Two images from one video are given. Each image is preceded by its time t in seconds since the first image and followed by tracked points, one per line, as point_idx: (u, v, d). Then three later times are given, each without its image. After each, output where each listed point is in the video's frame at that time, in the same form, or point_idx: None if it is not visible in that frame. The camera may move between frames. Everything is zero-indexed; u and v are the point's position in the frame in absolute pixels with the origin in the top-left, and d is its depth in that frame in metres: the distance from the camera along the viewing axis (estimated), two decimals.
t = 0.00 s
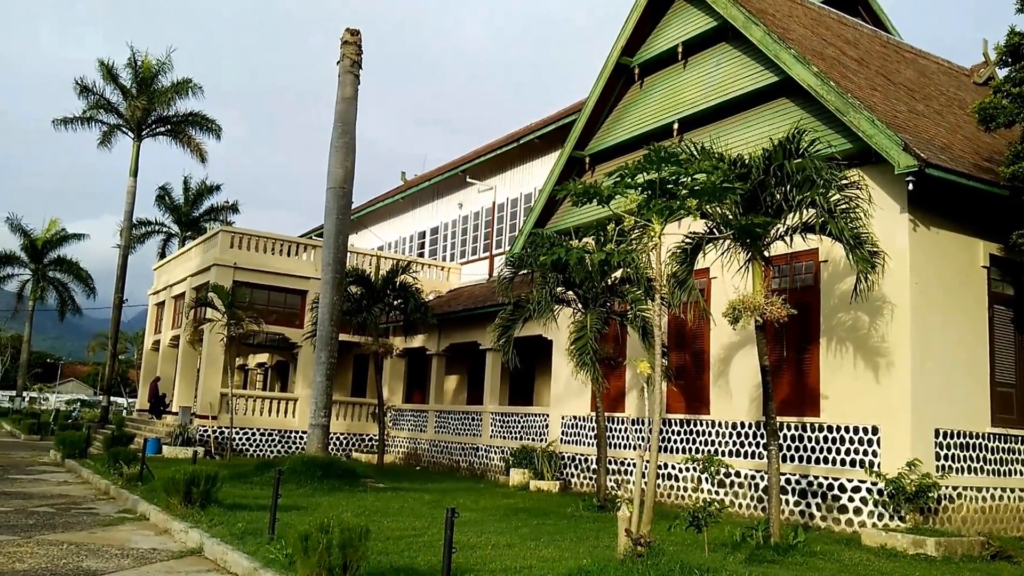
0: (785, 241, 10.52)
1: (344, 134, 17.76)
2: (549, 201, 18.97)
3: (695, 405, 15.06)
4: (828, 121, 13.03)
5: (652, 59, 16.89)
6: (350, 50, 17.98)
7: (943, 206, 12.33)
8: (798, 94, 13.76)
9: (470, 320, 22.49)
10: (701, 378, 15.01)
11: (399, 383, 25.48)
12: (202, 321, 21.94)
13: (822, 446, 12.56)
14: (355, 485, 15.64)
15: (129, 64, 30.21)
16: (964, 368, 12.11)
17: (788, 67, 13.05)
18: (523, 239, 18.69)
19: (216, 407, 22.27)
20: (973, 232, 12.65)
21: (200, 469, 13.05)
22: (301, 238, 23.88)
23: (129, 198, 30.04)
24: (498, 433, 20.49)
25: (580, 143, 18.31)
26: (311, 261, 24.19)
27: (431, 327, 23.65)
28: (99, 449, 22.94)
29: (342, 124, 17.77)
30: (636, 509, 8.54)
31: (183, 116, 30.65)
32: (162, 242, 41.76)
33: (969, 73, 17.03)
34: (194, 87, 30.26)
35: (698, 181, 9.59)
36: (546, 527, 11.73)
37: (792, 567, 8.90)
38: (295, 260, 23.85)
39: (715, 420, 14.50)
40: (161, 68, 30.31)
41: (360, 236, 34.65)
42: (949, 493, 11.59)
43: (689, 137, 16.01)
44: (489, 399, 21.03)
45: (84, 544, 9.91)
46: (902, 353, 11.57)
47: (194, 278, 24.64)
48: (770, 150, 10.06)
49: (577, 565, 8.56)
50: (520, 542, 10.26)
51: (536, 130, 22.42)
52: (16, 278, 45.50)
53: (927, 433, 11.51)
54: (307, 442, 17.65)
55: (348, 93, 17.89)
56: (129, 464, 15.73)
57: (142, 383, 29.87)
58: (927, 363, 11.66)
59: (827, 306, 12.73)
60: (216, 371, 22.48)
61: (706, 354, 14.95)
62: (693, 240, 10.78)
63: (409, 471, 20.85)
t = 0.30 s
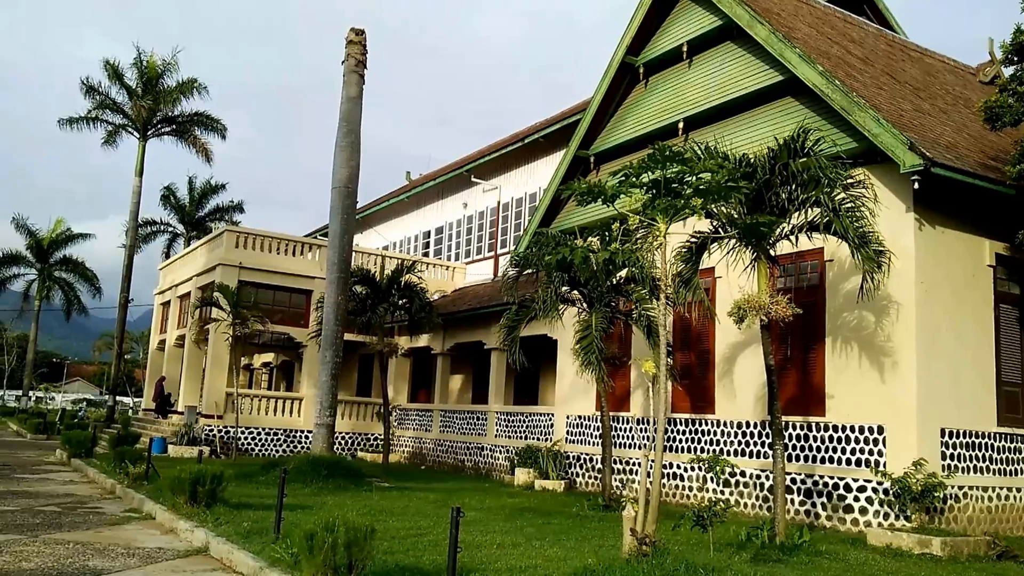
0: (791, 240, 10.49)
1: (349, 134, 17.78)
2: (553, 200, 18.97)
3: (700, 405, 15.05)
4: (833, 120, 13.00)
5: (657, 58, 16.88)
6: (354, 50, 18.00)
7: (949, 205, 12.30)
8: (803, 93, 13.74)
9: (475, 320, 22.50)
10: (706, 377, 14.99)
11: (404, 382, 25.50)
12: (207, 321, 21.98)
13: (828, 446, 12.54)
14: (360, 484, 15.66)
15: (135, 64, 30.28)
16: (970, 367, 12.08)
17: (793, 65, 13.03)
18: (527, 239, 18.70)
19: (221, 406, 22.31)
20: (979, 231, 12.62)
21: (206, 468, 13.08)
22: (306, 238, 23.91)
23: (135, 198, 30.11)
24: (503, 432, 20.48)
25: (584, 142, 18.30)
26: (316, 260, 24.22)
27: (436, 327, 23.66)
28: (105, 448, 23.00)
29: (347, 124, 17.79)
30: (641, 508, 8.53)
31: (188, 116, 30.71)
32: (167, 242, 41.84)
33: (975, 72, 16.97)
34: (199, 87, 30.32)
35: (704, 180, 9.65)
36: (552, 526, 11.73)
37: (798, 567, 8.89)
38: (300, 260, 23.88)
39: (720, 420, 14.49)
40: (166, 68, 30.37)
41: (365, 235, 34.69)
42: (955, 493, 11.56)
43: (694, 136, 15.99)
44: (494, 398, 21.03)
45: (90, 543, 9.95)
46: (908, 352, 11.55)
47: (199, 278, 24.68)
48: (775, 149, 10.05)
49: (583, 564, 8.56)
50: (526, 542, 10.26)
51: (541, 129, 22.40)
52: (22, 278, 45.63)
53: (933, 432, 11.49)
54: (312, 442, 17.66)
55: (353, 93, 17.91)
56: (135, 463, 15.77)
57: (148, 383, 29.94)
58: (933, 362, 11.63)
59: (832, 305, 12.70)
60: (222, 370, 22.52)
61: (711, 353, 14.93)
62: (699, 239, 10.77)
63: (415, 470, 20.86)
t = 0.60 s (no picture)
0: (796, 239, 10.46)
1: (354, 133, 17.80)
2: (558, 200, 18.97)
3: (705, 404, 15.03)
4: (839, 118, 12.98)
5: (662, 57, 16.88)
6: (359, 50, 18.02)
7: (955, 204, 12.28)
8: (809, 91, 13.71)
9: (479, 319, 22.51)
10: (711, 376, 14.98)
11: (409, 381, 25.52)
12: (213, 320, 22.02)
13: (833, 445, 12.52)
14: (365, 483, 15.68)
15: (140, 64, 30.35)
16: (975, 366, 12.05)
17: (798, 64, 13.01)
18: (532, 238, 18.70)
19: (226, 406, 22.35)
20: (985, 230, 12.59)
21: (211, 467, 13.10)
22: (311, 237, 23.94)
23: (140, 197, 30.19)
24: (508, 431, 20.48)
25: (589, 141, 18.29)
26: (321, 260, 24.26)
27: (441, 326, 23.69)
28: (111, 447, 23.07)
29: (351, 123, 17.81)
30: (646, 507, 8.52)
31: (193, 116, 30.78)
32: (173, 242, 41.92)
33: (981, 71, 16.93)
34: (204, 86, 30.37)
35: (708, 178, 9.64)
36: (557, 525, 11.73)
37: (803, 567, 8.87)
38: (305, 260, 23.92)
39: (725, 419, 14.47)
40: (171, 68, 30.44)
41: (370, 235, 34.72)
42: (961, 492, 11.53)
43: (699, 135, 15.98)
44: (499, 397, 21.04)
45: (96, 542, 9.98)
46: (913, 351, 11.53)
47: (205, 277, 24.74)
48: (780, 148, 10.04)
49: (587, 563, 8.56)
50: (531, 540, 10.28)
51: (546, 128, 22.38)
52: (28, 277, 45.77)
53: (938, 432, 11.46)
54: (317, 441, 17.67)
55: (357, 93, 17.93)
56: (141, 462, 15.82)
57: (154, 382, 30.03)
58: (938, 361, 11.61)
59: (838, 304, 12.69)
60: (227, 369, 22.56)
61: (716, 352, 14.93)
62: (704, 238, 10.76)
63: (419, 469, 20.88)
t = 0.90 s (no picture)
0: (802, 237, 10.45)
1: (359, 132, 17.81)
2: (562, 198, 18.96)
3: (710, 402, 15.02)
4: (844, 116, 12.94)
5: (666, 56, 16.87)
6: (363, 49, 18.04)
7: (961, 202, 12.24)
8: (814, 89, 13.68)
9: (484, 317, 22.52)
10: (716, 375, 14.97)
11: (414, 380, 25.53)
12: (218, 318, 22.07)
13: (838, 443, 12.49)
14: (370, 482, 15.69)
15: (145, 64, 30.40)
16: (982, 364, 12.02)
17: (803, 62, 12.99)
18: (537, 236, 18.70)
19: (232, 404, 22.39)
20: (991, 228, 12.55)
21: (217, 465, 13.13)
22: (316, 236, 23.97)
23: (146, 197, 30.25)
24: (512, 430, 20.48)
25: (594, 139, 18.28)
26: (326, 258, 24.29)
27: (445, 325, 23.70)
28: (116, 446, 23.13)
29: (356, 122, 17.82)
30: (651, 506, 8.51)
31: (198, 115, 30.83)
32: (178, 241, 41.98)
33: (987, 68, 16.87)
34: (209, 86, 30.42)
35: (713, 177, 9.61)
36: (562, 524, 11.73)
37: (808, 565, 8.86)
38: (310, 258, 23.95)
39: (731, 417, 14.45)
40: (176, 68, 30.49)
41: (374, 233, 34.75)
42: (968, 491, 11.50)
43: (704, 133, 15.95)
44: (503, 396, 21.04)
45: (102, 540, 10.01)
46: (919, 350, 11.50)
47: (210, 276, 24.78)
48: (785, 146, 10.02)
49: (592, 561, 8.56)
50: (535, 539, 10.27)
51: (550, 127, 22.38)
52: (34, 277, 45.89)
53: (944, 430, 11.44)
54: (323, 439, 17.69)
55: (362, 92, 17.94)
56: (147, 460, 15.87)
57: (160, 380, 30.10)
58: (944, 360, 11.58)
59: (843, 303, 12.66)
60: (232, 368, 22.61)
61: (721, 350, 14.91)
62: (708, 237, 10.75)
63: (424, 468, 20.90)
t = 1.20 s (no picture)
0: (808, 235, 10.42)
1: (364, 131, 17.82)
2: (567, 197, 18.96)
3: (717, 401, 14.99)
4: (850, 114, 12.90)
5: (671, 54, 16.85)
6: (369, 48, 18.05)
7: (968, 200, 12.19)
8: (820, 86, 13.64)
9: (489, 316, 22.52)
10: (722, 373, 14.94)
11: (419, 378, 25.55)
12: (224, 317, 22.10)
13: (845, 442, 12.46)
14: (377, 480, 15.72)
15: (152, 63, 30.46)
16: (989, 362, 11.98)
17: (808, 60, 12.95)
18: (542, 235, 18.70)
19: (238, 403, 22.43)
20: (998, 226, 12.50)
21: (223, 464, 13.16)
22: (322, 235, 23.99)
23: (152, 196, 30.33)
24: (518, 428, 20.47)
25: (599, 138, 18.26)
26: (332, 257, 24.32)
27: (451, 323, 23.71)
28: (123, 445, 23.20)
29: (362, 121, 17.84)
30: (656, 504, 8.50)
31: (204, 115, 30.89)
32: (184, 240, 42.06)
33: (994, 65, 16.81)
34: (215, 85, 30.47)
35: (719, 175, 9.58)
36: (567, 522, 11.73)
37: (814, 564, 8.85)
38: (315, 257, 23.98)
39: (737, 416, 14.43)
40: (183, 67, 30.55)
41: (380, 232, 34.78)
42: (975, 490, 11.46)
43: (709, 131, 15.92)
44: (508, 394, 21.04)
45: (110, 538, 10.05)
46: (926, 348, 11.46)
47: (216, 275, 24.83)
48: (791, 144, 9.99)
49: (598, 560, 8.56)
50: (541, 537, 10.27)
51: (555, 125, 22.36)
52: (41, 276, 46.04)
53: (951, 428, 11.40)
54: (329, 438, 17.71)
55: (367, 90, 17.94)
56: (154, 459, 15.92)
57: (167, 379, 30.18)
58: (952, 358, 11.54)
59: (849, 302, 12.63)
60: (238, 366, 22.65)
61: (727, 349, 14.88)
62: (714, 235, 10.73)
63: (430, 466, 20.92)
